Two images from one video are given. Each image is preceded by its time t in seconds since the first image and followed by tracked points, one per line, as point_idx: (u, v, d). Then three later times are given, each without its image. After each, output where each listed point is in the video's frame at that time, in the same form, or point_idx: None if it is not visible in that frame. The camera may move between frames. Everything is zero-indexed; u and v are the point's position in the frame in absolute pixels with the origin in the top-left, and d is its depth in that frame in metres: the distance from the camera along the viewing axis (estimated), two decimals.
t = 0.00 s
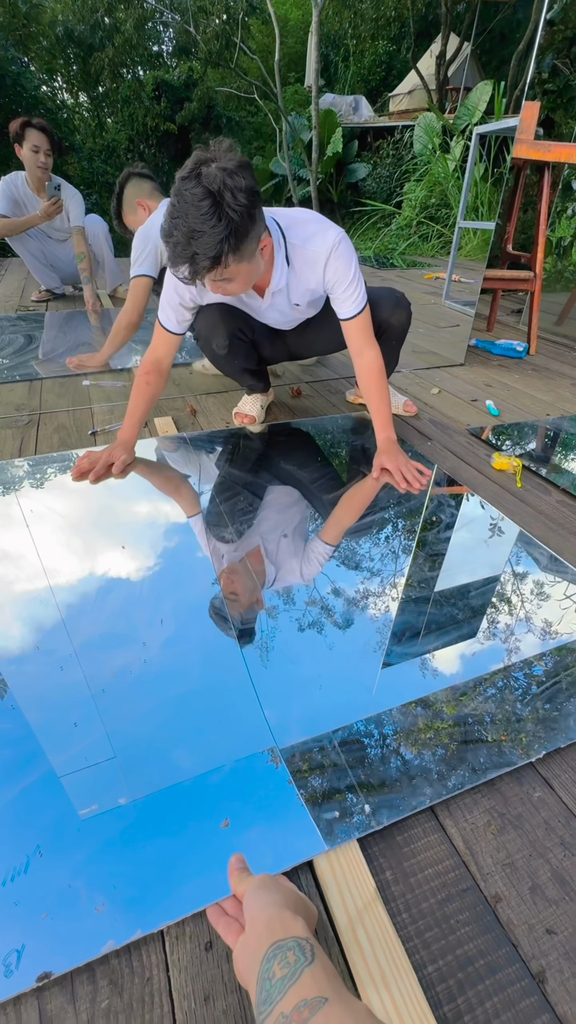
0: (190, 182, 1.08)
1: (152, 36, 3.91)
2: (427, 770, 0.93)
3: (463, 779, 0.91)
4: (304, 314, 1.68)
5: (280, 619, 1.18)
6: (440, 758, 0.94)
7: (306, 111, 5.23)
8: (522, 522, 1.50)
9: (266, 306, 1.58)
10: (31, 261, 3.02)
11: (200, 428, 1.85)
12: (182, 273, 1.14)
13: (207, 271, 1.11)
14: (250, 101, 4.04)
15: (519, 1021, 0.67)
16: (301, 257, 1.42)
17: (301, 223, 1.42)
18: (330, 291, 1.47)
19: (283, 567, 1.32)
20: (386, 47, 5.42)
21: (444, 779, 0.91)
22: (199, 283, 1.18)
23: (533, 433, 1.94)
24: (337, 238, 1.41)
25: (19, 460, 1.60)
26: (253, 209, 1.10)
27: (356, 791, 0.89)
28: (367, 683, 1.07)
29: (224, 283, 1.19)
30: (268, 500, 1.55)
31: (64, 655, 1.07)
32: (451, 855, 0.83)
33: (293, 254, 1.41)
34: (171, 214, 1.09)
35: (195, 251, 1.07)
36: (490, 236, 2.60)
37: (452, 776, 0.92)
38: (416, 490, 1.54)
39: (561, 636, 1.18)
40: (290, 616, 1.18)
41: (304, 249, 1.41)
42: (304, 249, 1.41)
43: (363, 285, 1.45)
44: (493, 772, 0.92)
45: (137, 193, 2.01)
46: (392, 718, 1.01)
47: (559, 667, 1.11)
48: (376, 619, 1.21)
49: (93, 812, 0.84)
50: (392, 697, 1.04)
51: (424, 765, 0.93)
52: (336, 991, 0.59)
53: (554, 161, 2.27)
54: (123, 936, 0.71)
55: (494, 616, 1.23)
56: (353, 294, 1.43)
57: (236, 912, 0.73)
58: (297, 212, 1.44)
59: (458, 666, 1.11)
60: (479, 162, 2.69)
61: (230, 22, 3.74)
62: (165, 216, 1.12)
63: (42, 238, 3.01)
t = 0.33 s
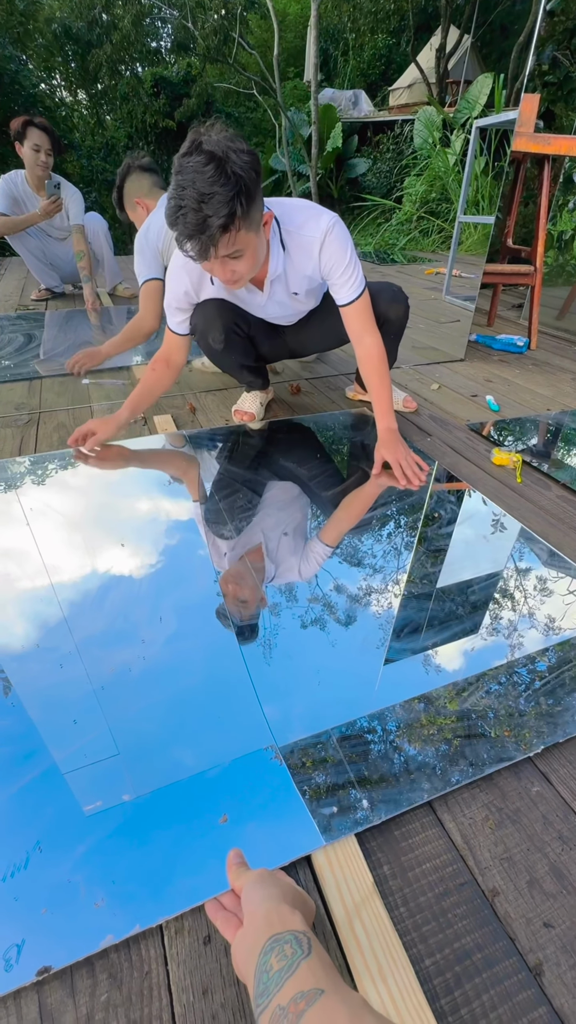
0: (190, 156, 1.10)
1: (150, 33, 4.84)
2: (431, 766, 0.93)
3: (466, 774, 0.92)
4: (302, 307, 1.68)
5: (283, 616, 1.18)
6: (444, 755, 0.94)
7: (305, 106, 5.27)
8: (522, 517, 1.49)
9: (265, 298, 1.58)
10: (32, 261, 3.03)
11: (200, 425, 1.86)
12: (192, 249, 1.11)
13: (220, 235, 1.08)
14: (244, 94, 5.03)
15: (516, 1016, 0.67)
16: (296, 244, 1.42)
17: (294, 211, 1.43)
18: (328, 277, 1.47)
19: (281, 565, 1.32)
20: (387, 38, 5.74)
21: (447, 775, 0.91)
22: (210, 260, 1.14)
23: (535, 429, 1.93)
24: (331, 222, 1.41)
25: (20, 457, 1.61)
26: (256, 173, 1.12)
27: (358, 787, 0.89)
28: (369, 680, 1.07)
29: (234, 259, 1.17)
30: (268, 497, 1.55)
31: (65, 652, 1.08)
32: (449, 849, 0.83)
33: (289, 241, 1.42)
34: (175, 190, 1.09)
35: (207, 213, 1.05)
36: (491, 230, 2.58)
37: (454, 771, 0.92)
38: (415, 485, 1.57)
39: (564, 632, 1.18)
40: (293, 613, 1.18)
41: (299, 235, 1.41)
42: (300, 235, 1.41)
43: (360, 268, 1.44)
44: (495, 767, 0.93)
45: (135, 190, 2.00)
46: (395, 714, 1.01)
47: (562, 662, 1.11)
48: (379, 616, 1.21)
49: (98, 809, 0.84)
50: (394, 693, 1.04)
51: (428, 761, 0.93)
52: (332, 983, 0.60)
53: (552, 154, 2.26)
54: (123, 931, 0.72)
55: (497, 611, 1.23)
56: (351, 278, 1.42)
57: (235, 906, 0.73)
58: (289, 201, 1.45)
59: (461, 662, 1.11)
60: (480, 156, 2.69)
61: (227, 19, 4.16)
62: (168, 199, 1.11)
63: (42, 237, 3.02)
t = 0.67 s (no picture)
0: (183, 120, 1.13)
1: (150, 28, 3.59)
2: (436, 761, 0.93)
3: (471, 768, 0.92)
4: (298, 297, 1.67)
5: (287, 612, 1.18)
6: (448, 750, 0.94)
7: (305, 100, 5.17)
8: (525, 512, 1.49)
9: (258, 286, 1.57)
10: (33, 258, 3.06)
11: (201, 422, 1.85)
12: (190, 211, 1.11)
13: (219, 192, 1.09)
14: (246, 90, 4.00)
15: (521, 1011, 0.67)
16: (286, 230, 1.41)
17: (282, 195, 1.43)
18: (320, 262, 1.46)
19: (279, 562, 1.32)
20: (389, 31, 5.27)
21: (452, 770, 0.91)
22: (208, 224, 1.15)
23: (538, 423, 1.92)
24: (320, 206, 1.41)
25: (22, 455, 1.61)
26: (248, 136, 1.16)
27: (362, 782, 0.89)
28: (373, 675, 1.07)
29: (232, 225, 1.17)
30: (269, 495, 1.54)
31: (68, 648, 1.08)
32: (452, 844, 0.83)
33: (278, 225, 1.41)
34: (170, 152, 1.10)
35: (206, 167, 1.07)
36: (493, 224, 2.56)
37: (459, 766, 0.92)
38: (418, 481, 1.55)
39: (569, 627, 1.17)
40: (297, 610, 1.18)
41: (288, 220, 1.41)
42: (287, 219, 1.41)
43: (351, 251, 1.43)
44: (499, 762, 0.92)
45: (130, 179, 2.00)
46: (400, 709, 1.01)
47: (567, 657, 1.10)
48: (383, 612, 1.21)
49: (103, 803, 0.85)
50: (398, 689, 1.04)
51: (432, 756, 0.93)
52: (335, 979, 0.60)
53: (556, 144, 2.27)
54: (127, 925, 0.72)
55: (501, 606, 1.23)
56: (342, 262, 1.42)
57: (238, 901, 0.73)
58: (278, 186, 1.44)
59: (465, 657, 1.11)
60: (483, 148, 2.60)
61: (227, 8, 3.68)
62: (162, 164, 1.12)
63: (42, 233, 3.02)
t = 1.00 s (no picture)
0: (184, 109, 1.11)
1: (149, 18, 4.75)
2: (441, 755, 0.92)
3: (477, 761, 0.91)
4: (298, 289, 1.66)
5: (291, 606, 1.17)
6: (454, 743, 0.93)
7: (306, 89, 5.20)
8: (531, 504, 1.47)
9: (259, 278, 1.55)
10: (33, 252, 3.04)
11: (203, 415, 1.84)
12: (191, 201, 1.10)
13: (220, 182, 1.08)
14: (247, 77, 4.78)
15: (527, 1007, 0.67)
16: (286, 220, 1.40)
17: (282, 186, 1.42)
18: (321, 254, 1.45)
19: (282, 555, 1.31)
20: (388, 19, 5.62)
21: (458, 764, 0.91)
22: (209, 215, 1.13)
23: (543, 414, 1.90)
24: (320, 196, 1.39)
25: (23, 448, 1.61)
26: (249, 125, 1.14)
27: (368, 775, 0.89)
28: (378, 670, 1.06)
29: (233, 216, 1.16)
30: (272, 488, 1.54)
31: (71, 643, 1.08)
32: (458, 838, 0.82)
33: (279, 216, 1.40)
34: (171, 141, 1.08)
35: (206, 157, 1.05)
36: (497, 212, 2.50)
37: (465, 759, 0.91)
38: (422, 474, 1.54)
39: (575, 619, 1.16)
40: (301, 604, 1.17)
41: (288, 210, 1.39)
42: (288, 210, 1.39)
43: (352, 242, 1.42)
44: (505, 755, 0.91)
45: (130, 172, 1.98)
46: (405, 703, 1.00)
47: (573, 649, 1.09)
48: (387, 606, 1.20)
49: (107, 800, 0.84)
50: (403, 683, 1.03)
51: (438, 750, 0.93)
52: (340, 977, 0.59)
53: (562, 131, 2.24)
54: (131, 921, 0.72)
55: (506, 599, 1.21)
56: (343, 254, 1.41)
57: (242, 897, 0.73)
58: (278, 177, 1.43)
59: (470, 651, 1.10)
60: (487, 134, 2.56)
61: None
62: (162, 154, 1.11)
63: (42, 227, 3.00)
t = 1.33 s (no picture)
0: (186, 102, 1.10)
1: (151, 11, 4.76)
2: (445, 749, 0.92)
3: (481, 755, 0.91)
4: (301, 283, 1.65)
5: (294, 600, 1.17)
6: (458, 737, 0.93)
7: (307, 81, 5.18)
8: (535, 498, 1.46)
9: (261, 272, 1.55)
10: (35, 248, 3.04)
11: (206, 411, 1.84)
12: (194, 196, 1.09)
13: (222, 178, 1.07)
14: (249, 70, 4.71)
15: (530, 999, 0.67)
16: (288, 212, 1.39)
17: (283, 178, 1.41)
18: (324, 246, 1.44)
19: (285, 551, 1.31)
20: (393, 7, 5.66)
21: (462, 757, 0.91)
22: (211, 210, 1.13)
23: (548, 407, 1.89)
24: (322, 187, 1.39)
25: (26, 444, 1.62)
26: (252, 118, 1.14)
27: (372, 769, 0.89)
28: (381, 665, 1.06)
29: (236, 212, 1.15)
30: (275, 484, 1.53)
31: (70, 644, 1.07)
32: (461, 832, 0.82)
33: (281, 208, 1.38)
34: (173, 136, 1.08)
35: (209, 152, 1.05)
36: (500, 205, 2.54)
37: (469, 753, 0.91)
38: (426, 468, 1.53)
39: None
40: (305, 599, 1.17)
41: (290, 202, 1.38)
42: (290, 201, 1.38)
43: (355, 233, 1.41)
44: (509, 749, 0.91)
45: (133, 167, 1.97)
46: (409, 697, 1.00)
47: None
48: (391, 601, 1.20)
49: (108, 800, 0.84)
50: (407, 678, 1.03)
51: (442, 744, 0.93)
52: (343, 971, 0.60)
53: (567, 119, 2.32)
54: (134, 920, 0.72)
55: (510, 594, 1.21)
56: (347, 245, 1.40)
57: (245, 891, 0.73)
58: (279, 168, 1.42)
59: (474, 646, 1.10)
60: (491, 126, 2.54)
61: None
62: (164, 149, 1.10)
63: (44, 223, 3.00)
